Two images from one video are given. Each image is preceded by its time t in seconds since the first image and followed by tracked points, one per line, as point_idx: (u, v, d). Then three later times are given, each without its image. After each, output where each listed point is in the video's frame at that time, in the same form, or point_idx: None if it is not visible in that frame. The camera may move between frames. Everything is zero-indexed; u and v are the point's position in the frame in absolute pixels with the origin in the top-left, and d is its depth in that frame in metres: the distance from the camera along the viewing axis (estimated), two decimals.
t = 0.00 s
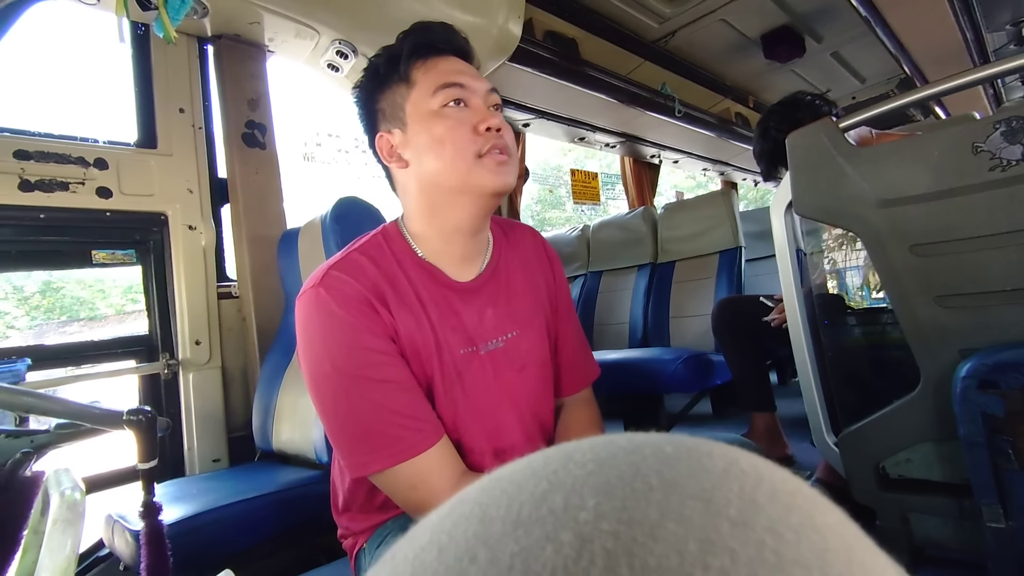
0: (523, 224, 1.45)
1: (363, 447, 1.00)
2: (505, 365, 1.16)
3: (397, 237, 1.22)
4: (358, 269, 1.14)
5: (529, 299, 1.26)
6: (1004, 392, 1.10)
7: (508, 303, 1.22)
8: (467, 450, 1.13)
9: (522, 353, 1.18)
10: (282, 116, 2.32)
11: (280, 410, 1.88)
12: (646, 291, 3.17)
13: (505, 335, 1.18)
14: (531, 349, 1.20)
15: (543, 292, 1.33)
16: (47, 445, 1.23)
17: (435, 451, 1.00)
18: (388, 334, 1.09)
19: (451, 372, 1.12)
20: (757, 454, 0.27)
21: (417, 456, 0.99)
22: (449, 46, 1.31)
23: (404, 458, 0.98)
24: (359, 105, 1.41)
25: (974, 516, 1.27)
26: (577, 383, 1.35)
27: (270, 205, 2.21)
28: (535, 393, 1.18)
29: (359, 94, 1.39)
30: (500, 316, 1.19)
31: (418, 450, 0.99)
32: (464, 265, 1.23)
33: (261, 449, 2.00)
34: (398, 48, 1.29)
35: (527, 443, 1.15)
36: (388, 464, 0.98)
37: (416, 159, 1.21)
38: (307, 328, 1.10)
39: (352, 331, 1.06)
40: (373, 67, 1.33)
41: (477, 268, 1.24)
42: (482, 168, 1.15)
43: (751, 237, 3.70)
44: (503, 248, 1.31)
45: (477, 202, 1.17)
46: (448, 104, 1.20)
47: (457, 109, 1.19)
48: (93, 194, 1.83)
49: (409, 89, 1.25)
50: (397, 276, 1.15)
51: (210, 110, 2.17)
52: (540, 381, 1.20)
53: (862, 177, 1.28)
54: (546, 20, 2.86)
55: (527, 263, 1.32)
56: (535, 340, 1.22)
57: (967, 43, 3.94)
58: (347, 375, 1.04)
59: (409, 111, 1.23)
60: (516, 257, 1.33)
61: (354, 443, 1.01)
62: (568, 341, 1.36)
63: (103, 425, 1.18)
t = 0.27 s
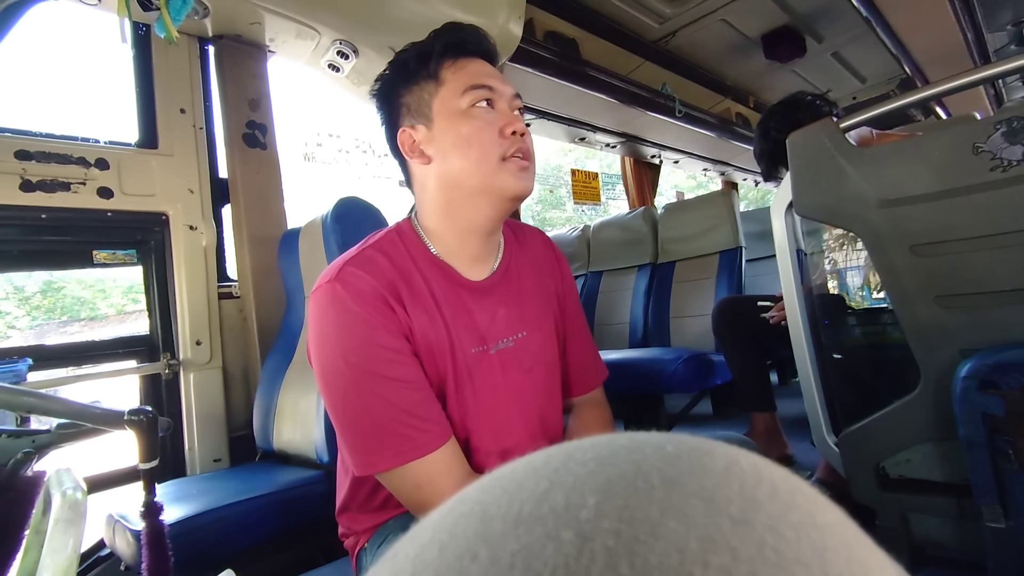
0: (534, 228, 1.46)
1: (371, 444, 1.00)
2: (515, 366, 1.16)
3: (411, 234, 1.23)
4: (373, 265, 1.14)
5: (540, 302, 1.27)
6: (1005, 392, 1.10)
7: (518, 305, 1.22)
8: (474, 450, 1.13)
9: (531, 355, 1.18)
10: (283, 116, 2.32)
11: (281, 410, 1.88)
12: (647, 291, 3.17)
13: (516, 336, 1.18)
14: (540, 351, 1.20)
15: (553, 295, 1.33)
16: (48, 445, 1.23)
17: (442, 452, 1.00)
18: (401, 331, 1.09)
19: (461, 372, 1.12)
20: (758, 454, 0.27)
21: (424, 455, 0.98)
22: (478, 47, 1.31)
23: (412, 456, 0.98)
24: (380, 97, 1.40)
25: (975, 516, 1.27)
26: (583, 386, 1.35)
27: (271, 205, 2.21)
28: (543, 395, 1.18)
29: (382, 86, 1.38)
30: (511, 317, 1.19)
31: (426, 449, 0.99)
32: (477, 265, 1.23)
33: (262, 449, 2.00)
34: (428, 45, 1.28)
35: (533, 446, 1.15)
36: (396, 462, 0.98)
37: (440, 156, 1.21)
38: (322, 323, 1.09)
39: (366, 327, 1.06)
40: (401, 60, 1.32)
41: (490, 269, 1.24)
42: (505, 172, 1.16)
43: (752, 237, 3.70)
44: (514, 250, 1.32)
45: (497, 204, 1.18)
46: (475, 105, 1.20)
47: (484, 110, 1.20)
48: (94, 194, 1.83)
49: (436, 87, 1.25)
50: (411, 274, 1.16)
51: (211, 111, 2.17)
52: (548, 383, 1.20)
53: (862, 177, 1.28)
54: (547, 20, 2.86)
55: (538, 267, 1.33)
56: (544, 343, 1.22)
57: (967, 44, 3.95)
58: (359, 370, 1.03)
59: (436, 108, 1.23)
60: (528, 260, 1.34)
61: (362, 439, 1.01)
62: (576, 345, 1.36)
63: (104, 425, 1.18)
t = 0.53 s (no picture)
0: (549, 228, 1.46)
1: (382, 444, 1.00)
2: (527, 369, 1.16)
3: (429, 231, 1.22)
4: (391, 261, 1.13)
5: (553, 304, 1.27)
6: (1006, 392, 1.10)
7: (533, 306, 1.22)
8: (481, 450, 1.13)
9: (544, 357, 1.19)
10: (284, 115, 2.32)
11: (282, 409, 1.88)
12: (647, 291, 3.17)
13: (530, 338, 1.18)
14: (552, 354, 1.20)
15: (567, 296, 1.34)
16: (49, 445, 1.22)
17: (451, 454, 1.00)
18: (419, 330, 1.09)
19: (476, 372, 1.12)
20: (755, 452, 0.27)
21: (433, 458, 0.98)
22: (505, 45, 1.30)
23: (421, 458, 0.98)
24: (400, 91, 1.37)
25: (976, 516, 1.27)
26: (591, 388, 1.35)
27: (271, 204, 2.20)
28: (553, 397, 1.19)
29: (403, 80, 1.35)
30: (526, 319, 1.19)
31: (436, 451, 0.99)
32: (495, 263, 1.23)
33: (262, 449, 2.00)
34: (458, 39, 1.26)
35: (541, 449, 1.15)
36: (404, 463, 0.98)
37: (469, 155, 1.20)
38: (338, 318, 1.08)
39: (383, 324, 1.05)
40: (427, 53, 1.29)
41: (507, 269, 1.24)
42: (536, 173, 1.16)
43: (753, 236, 3.69)
44: (530, 250, 1.32)
45: (525, 204, 1.18)
46: (507, 105, 1.20)
47: (515, 109, 1.20)
48: (95, 193, 1.83)
49: (465, 84, 1.23)
50: (429, 271, 1.15)
51: (212, 110, 2.17)
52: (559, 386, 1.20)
53: (863, 176, 1.28)
54: (548, 20, 2.86)
55: (552, 268, 1.33)
56: (557, 345, 1.22)
57: (969, 43, 3.95)
58: (374, 369, 1.03)
59: (465, 106, 1.22)
60: (542, 261, 1.34)
61: (373, 438, 1.01)
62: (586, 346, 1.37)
63: (105, 425, 1.18)
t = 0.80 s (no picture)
0: (567, 228, 1.45)
1: (393, 449, 1.00)
2: (541, 374, 1.16)
3: (448, 230, 1.21)
4: (411, 261, 1.12)
5: (568, 308, 1.27)
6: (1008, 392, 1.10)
7: (548, 311, 1.21)
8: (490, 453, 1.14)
9: (557, 363, 1.19)
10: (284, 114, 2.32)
11: (282, 409, 1.88)
12: (648, 290, 3.17)
13: (545, 343, 1.18)
14: (565, 359, 1.20)
15: (582, 299, 1.33)
16: (51, 444, 1.22)
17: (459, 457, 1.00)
18: (436, 333, 1.08)
19: (491, 377, 1.12)
20: (757, 452, 0.27)
21: (442, 466, 0.98)
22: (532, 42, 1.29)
23: (431, 466, 0.98)
24: (422, 86, 1.33)
25: (978, 516, 1.27)
26: (601, 390, 1.36)
27: (272, 204, 2.20)
28: (565, 403, 1.19)
29: (426, 75, 1.32)
30: (542, 323, 1.19)
31: (447, 460, 0.99)
32: (515, 265, 1.23)
33: (263, 448, 2.00)
34: (488, 36, 1.23)
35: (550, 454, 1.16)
36: (413, 471, 0.98)
37: (500, 157, 1.19)
38: (352, 319, 1.06)
39: (401, 328, 1.04)
40: (454, 49, 1.26)
41: (525, 272, 1.24)
42: (568, 177, 1.18)
43: (753, 236, 3.69)
44: (546, 252, 1.31)
45: (551, 209, 1.19)
46: (539, 107, 1.20)
47: (548, 112, 1.20)
48: (96, 193, 1.83)
49: (495, 84, 1.22)
50: (448, 273, 1.14)
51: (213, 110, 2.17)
52: (570, 391, 1.21)
53: (864, 176, 1.28)
54: (548, 19, 2.86)
55: (568, 271, 1.32)
56: (570, 350, 1.22)
57: (969, 43, 3.95)
58: (390, 373, 1.02)
59: (495, 107, 1.21)
60: (559, 263, 1.33)
61: (385, 443, 1.00)
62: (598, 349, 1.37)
63: (106, 424, 1.18)
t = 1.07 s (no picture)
0: (576, 228, 1.45)
1: (398, 455, 0.99)
2: (547, 378, 1.16)
3: (456, 231, 1.21)
4: (419, 264, 1.11)
5: (575, 311, 1.27)
6: (1009, 391, 1.09)
7: (555, 315, 1.22)
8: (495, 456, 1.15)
9: (563, 367, 1.19)
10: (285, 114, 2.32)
11: (283, 409, 1.88)
12: (648, 290, 3.17)
13: (551, 347, 1.18)
14: (571, 363, 1.21)
15: (589, 301, 1.34)
16: (52, 443, 1.22)
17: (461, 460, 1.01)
18: (444, 337, 1.08)
19: (498, 381, 1.12)
20: (755, 450, 0.27)
21: (445, 473, 0.99)
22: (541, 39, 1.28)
23: (435, 471, 0.98)
24: (430, 87, 1.33)
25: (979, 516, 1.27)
26: (606, 392, 1.36)
27: (272, 204, 2.20)
28: (569, 406, 1.20)
29: (434, 76, 1.31)
30: (549, 327, 1.19)
31: (452, 465, 0.99)
32: (524, 268, 1.23)
33: (264, 448, 2.00)
34: (498, 37, 1.22)
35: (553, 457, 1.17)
36: (418, 476, 0.98)
37: (510, 161, 1.19)
38: (359, 322, 1.06)
39: (409, 332, 1.03)
40: (463, 50, 1.25)
41: (534, 275, 1.24)
42: (579, 178, 1.17)
43: (754, 235, 3.69)
44: (554, 255, 1.31)
45: (563, 211, 1.19)
46: (550, 109, 1.19)
47: (558, 113, 1.19)
48: (97, 193, 1.83)
49: (504, 86, 1.21)
50: (456, 276, 1.14)
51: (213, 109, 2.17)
52: (575, 394, 1.21)
53: (865, 175, 1.28)
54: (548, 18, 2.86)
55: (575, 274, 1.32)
56: (575, 354, 1.23)
57: (970, 42, 3.94)
58: (397, 378, 1.02)
59: (505, 110, 1.20)
60: (566, 265, 1.33)
61: (389, 447, 1.00)
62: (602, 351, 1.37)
63: (107, 424, 1.17)
